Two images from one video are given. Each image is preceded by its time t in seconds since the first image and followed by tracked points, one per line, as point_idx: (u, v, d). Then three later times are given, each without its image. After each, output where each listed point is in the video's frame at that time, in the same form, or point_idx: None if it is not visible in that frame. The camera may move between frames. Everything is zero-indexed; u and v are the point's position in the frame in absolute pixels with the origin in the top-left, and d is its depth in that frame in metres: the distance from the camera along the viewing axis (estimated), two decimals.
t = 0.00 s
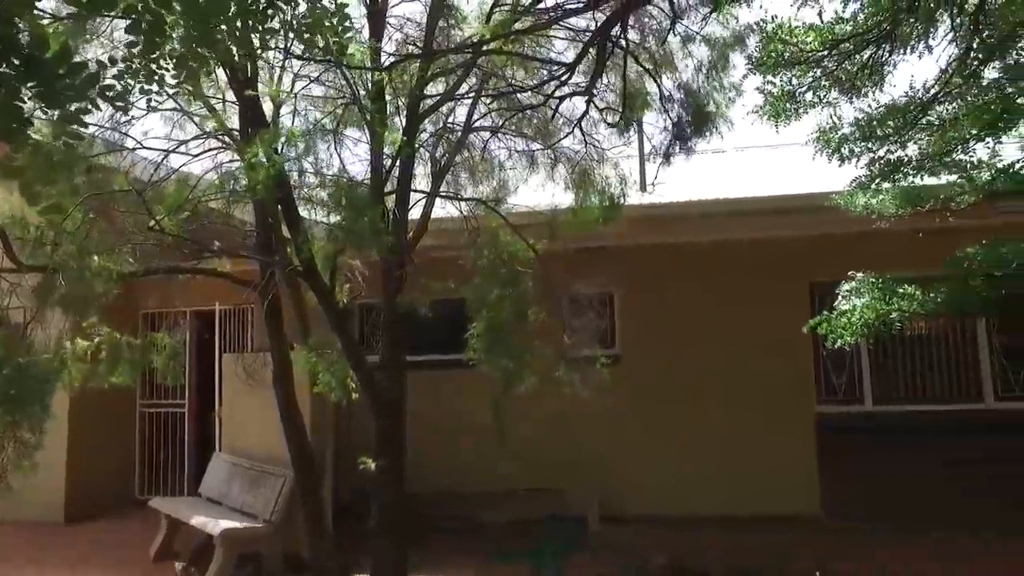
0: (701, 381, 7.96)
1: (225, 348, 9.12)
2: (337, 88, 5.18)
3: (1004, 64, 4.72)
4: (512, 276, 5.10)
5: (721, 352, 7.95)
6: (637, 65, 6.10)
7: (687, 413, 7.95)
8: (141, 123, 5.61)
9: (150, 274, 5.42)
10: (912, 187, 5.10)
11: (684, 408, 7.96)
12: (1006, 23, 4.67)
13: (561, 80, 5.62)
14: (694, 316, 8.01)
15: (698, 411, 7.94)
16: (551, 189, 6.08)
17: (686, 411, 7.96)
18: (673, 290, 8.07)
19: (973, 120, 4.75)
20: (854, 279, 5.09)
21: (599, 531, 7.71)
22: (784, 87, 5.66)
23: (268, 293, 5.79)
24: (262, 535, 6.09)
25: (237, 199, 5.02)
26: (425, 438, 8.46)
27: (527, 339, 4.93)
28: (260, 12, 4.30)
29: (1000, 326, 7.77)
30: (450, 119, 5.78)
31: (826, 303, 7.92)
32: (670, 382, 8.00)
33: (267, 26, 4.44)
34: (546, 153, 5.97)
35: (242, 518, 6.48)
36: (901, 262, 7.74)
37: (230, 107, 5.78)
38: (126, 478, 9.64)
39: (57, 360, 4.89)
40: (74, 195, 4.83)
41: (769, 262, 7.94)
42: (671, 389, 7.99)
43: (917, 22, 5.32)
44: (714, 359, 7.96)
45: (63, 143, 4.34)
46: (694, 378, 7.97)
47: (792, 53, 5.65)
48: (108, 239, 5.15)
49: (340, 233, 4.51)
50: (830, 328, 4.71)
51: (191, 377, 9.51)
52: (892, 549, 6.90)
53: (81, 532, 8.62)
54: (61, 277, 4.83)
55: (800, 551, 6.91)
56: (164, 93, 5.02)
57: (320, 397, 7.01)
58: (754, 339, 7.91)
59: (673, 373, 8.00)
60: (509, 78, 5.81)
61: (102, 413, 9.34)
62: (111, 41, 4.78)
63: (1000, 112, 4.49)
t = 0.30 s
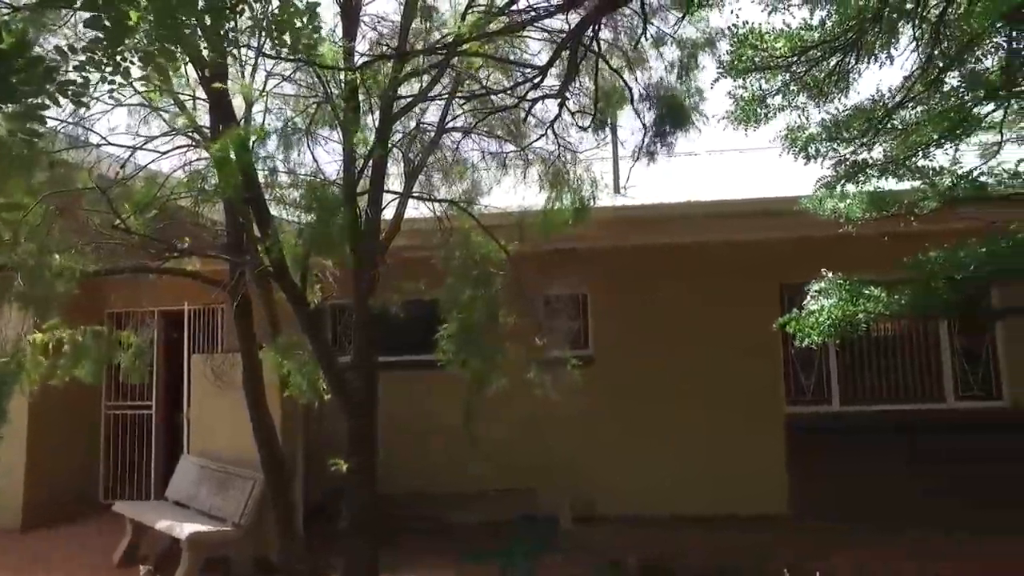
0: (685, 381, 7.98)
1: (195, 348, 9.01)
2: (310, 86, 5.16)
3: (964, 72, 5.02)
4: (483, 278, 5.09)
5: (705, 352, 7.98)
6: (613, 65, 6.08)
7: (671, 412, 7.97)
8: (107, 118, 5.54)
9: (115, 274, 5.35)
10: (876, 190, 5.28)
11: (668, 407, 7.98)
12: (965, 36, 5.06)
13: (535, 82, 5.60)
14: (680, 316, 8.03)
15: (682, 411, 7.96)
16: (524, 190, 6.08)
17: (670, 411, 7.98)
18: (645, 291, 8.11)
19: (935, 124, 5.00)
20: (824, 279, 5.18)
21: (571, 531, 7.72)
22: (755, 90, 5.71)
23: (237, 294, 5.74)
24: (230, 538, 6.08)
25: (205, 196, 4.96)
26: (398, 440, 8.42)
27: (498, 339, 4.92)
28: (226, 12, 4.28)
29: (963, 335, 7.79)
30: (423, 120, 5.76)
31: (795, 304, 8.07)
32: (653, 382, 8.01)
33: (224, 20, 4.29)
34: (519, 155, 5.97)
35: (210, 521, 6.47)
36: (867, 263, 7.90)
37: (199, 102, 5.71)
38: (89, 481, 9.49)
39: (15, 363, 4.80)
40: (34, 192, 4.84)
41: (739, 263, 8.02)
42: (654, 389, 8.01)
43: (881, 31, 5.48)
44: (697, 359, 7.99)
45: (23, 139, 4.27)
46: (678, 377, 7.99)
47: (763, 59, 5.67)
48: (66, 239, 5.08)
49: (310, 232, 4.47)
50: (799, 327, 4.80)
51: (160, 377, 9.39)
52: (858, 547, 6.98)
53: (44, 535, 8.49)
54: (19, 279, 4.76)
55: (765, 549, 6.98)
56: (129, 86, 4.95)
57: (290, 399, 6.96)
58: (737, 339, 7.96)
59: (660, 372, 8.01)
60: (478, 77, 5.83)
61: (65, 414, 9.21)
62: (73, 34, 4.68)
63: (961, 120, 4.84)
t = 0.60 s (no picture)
0: (661, 381, 8.03)
1: (162, 348, 8.89)
2: (279, 84, 5.13)
3: (924, 82, 5.33)
4: (454, 278, 5.08)
5: (681, 353, 8.03)
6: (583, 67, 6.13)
7: (648, 412, 8.02)
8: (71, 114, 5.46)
9: (75, 272, 5.24)
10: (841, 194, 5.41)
11: (645, 408, 8.03)
12: (922, 47, 5.35)
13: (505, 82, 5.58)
14: (656, 316, 8.08)
15: (658, 411, 8.01)
16: (497, 191, 6.14)
17: (647, 411, 8.02)
18: (615, 291, 8.14)
19: (897, 130, 5.22)
20: (792, 282, 5.26)
21: (542, 531, 7.73)
22: (726, 96, 5.78)
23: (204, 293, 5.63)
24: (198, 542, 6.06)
25: (173, 193, 4.90)
26: (369, 442, 8.36)
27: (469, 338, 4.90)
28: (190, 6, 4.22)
29: (924, 339, 7.95)
30: (394, 119, 5.75)
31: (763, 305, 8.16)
32: (629, 382, 8.05)
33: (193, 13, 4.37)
34: (491, 155, 5.99)
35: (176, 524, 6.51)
36: (835, 263, 8.02)
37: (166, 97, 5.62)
38: (51, 483, 9.34)
39: None
40: None
41: (707, 263, 8.09)
42: (631, 389, 8.04)
43: (847, 39, 5.60)
44: (674, 359, 8.04)
45: None
46: (654, 377, 8.04)
47: (733, 64, 5.73)
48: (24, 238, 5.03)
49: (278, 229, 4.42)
50: (768, 328, 4.88)
51: (126, 378, 9.27)
52: (837, 546, 7.03)
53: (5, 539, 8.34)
54: None
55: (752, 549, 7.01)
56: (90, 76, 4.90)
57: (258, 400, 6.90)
58: (712, 340, 8.01)
59: (637, 372, 8.05)
60: (450, 79, 5.83)
61: (26, 415, 9.07)
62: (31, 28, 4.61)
63: (922, 126, 5.09)
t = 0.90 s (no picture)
0: (641, 381, 8.11)
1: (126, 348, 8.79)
2: (247, 81, 5.06)
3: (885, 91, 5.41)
4: (424, 278, 5.09)
5: (660, 353, 8.13)
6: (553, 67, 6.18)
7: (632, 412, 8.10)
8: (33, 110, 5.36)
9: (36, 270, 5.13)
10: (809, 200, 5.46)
11: (629, 407, 8.10)
12: (883, 57, 5.53)
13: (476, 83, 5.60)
14: (636, 316, 8.16)
15: (641, 410, 8.09)
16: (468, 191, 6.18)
17: (630, 410, 8.10)
18: (592, 291, 8.21)
19: (860, 138, 5.37)
20: (760, 283, 5.38)
21: (511, 531, 7.76)
22: (695, 98, 5.88)
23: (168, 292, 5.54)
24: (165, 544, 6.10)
25: (140, 191, 4.87)
26: (340, 442, 8.30)
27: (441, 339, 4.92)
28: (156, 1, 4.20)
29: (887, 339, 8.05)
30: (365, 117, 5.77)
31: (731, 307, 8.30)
32: (607, 381, 8.12)
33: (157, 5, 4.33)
34: (461, 156, 5.98)
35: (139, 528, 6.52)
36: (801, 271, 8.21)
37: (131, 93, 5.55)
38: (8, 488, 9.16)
39: None
40: None
41: (700, 263, 8.21)
42: (612, 389, 8.11)
43: (812, 47, 5.66)
44: (654, 359, 8.13)
45: None
46: (634, 377, 8.12)
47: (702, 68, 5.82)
48: None
49: (247, 229, 4.40)
50: (737, 331, 5.04)
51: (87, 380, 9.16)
52: (834, 546, 7.02)
53: None
54: None
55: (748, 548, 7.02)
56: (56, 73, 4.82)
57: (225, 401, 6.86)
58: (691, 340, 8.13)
59: (616, 372, 8.12)
60: (420, 80, 5.80)
61: None
62: None
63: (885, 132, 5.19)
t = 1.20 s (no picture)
0: (620, 381, 8.21)
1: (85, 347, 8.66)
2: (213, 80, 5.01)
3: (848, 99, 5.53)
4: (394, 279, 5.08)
5: (640, 353, 8.24)
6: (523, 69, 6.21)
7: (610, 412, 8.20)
8: None
9: None
10: (774, 204, 5.60)
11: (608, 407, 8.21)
12: (845, 66, 5.65)
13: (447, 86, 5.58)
14: (614, 317, 8.26)
15: (620, 410, 8.21)
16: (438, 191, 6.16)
17: (609, 409, 8.20)
18: (569, 290, 8.28)
19: (823, 144, 5.49)
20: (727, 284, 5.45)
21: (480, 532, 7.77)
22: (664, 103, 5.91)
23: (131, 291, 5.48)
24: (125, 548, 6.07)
25: (103, 188, 4.81)
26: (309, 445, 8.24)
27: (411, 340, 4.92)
28: None
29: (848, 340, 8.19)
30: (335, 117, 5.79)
31: (700, 307, 8.36)
32: (585, 381, 8.20)
33: None
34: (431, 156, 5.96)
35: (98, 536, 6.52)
36: (768, 272, 8.33)
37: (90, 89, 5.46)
38: None
39: None
40: None
41: (690, 263, 8.34)
42: (591, 388, 8.20)
43: (778, 55, 5.82)
44: (634, 359, 8.24)
45: None
46: (614, 377, 8.23)
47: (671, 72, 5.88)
48: None
49: (215, 228, 4.36)
50: (703, 332, 5.09)
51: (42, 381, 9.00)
52: (820, 546, 7.10)
53: None
54: None
55: (738, 548, 7.06)
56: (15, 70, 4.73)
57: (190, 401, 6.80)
58: (671, 341, 8.28)
59: (593, 372, 8.22)
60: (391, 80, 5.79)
61: None
62: None
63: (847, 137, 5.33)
